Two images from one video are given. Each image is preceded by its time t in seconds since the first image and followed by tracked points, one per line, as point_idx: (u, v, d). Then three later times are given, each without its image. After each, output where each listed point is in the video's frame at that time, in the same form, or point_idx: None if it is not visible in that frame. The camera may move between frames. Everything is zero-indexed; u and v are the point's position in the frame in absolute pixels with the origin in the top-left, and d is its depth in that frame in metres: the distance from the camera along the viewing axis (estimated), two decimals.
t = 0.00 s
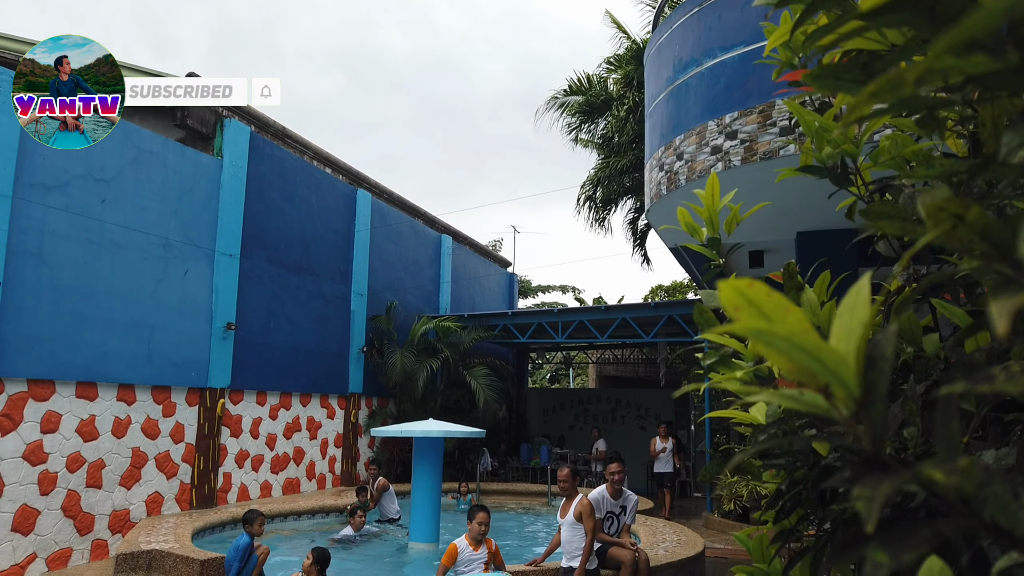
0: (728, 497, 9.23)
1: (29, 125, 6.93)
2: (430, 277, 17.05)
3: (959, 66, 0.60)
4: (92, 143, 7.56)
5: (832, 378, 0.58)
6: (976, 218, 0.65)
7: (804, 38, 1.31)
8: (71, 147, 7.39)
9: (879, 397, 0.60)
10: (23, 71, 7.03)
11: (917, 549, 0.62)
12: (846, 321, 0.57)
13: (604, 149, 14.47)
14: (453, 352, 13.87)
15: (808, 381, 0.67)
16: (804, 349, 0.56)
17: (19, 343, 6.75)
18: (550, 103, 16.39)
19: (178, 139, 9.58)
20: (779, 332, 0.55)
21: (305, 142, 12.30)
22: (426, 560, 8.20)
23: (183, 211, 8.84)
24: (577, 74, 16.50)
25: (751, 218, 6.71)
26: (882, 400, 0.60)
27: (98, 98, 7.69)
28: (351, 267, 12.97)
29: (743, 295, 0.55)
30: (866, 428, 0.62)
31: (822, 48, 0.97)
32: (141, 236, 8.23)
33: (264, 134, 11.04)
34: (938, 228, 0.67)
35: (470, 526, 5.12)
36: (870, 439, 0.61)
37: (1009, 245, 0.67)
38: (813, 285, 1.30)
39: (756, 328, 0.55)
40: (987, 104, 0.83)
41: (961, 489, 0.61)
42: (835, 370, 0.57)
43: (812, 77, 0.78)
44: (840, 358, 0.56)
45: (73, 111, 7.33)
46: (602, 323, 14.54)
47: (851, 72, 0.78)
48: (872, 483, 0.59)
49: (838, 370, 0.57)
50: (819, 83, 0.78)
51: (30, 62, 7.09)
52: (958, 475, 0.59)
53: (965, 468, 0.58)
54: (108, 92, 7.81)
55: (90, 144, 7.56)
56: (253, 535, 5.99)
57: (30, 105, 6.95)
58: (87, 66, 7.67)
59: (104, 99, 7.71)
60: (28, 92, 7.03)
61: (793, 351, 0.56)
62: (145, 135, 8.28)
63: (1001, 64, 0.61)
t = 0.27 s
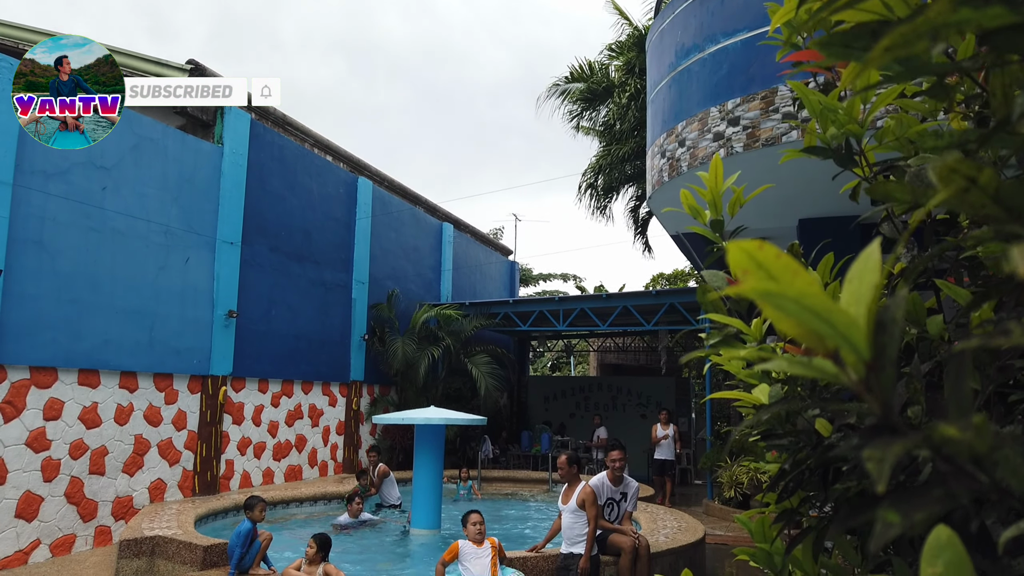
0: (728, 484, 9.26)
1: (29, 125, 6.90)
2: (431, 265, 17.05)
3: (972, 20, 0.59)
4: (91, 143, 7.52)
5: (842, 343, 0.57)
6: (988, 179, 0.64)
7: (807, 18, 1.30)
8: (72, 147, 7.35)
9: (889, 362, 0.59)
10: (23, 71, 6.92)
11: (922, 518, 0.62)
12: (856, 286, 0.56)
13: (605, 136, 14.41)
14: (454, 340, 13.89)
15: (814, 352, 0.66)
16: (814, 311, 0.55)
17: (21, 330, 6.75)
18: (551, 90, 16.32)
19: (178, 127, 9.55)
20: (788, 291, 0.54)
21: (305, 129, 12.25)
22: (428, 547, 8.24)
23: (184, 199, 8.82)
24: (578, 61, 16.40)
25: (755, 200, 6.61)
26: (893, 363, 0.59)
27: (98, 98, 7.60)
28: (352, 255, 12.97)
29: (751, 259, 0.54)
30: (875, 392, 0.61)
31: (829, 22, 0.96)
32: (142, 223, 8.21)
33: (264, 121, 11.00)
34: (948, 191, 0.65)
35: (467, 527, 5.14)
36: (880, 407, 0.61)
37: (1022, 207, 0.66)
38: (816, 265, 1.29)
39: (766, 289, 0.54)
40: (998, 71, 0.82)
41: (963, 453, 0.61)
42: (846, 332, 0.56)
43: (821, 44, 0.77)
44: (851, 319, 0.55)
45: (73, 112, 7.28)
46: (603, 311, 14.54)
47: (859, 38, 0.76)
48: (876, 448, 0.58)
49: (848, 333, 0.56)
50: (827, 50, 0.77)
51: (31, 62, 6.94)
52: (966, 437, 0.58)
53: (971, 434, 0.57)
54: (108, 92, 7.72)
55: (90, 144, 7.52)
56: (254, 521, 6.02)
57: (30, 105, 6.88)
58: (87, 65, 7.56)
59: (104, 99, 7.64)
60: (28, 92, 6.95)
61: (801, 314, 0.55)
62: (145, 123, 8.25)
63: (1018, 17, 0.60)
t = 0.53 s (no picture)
0: (730, 475, 9.28)
1: (30, 124, 6.82)
2: (433, 257, 17.05)
3: None
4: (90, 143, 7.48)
5: (843, 317, 0.57)
6: (992, 152, 0.64)
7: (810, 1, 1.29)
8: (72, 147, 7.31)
9: (891, 335, 0.59)
10: (23, 71, 6.85)
11: (922, 495, 0.62)
12: (858, 260, 0.56)
13: (607, 127, 14.36)
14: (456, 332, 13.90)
15: (817, 330, 0.66)
16: (815, 284, 0.55)
17: (24, 321, 6.77)
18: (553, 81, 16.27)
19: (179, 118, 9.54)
20: (789, 264, 0.54)
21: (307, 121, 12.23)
22: (431, 538, 8.27)
23: (186, 191, 8.82)
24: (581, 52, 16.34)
25: (756, 186, 6.64)
26: (894, 337, 0.59)
27: (98, 98, 7.56)
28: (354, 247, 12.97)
29: (752, 232, 0.54)
30: (877, 366, 0.62)
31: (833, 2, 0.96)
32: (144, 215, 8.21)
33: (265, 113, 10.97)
34: (952, 167, 0.65)
35: (483, 553, 4.79)
36: (881, 381, 0.61)
37: None
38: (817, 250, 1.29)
39: (766, 262, 0.54)
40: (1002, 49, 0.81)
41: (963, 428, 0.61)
42: (847, 305, 0.56)
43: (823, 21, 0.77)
44: (852, 292, 0.55)
45: (74, 111, 7.23)
46: (605, 302, 14.53)
47: (861, 15, 0.76)
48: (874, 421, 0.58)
49: (850, 306, 0.56)
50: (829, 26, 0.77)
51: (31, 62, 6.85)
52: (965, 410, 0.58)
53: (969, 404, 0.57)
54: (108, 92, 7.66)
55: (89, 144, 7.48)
56: (257, 512, 6.05)
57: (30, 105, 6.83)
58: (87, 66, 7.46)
59: (104, 99, 7.60)
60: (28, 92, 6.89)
61: (804, 287, 0.55)
62: (147, 115, 8.23)
63: None
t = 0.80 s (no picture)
0: (732, 466, 9.30)
1: (29, 125, 6.76)
2: (436, 249, 17.04)
3: None
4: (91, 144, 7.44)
5: (844, 288, 0.56)
6: (992, 122, 0.64)
7: None
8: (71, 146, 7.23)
9: (890, 306, 0.59)
10: (23, 71, 6.74)
11: (921, 472, 0.62)
12: (859, 231, 0.55)
13: (609, 119, 14.32)
14: (458, 324, 13.91)
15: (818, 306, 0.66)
16: (814, 253, 0.54)
17: (28, 315, 6.77)
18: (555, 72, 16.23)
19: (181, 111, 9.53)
20: (789, 232, 0.53)
21: (308, 114, 12.19)
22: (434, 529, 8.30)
23: (187, 183, 8.82)
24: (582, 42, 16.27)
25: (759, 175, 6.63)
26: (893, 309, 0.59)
27: (99, 98, 7.47)
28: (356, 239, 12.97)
29: (750, 202, 0.54)
30: (876, 339, 0.62)
31: None
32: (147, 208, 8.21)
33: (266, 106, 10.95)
34: (954, 136, 0.65)
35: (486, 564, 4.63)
36: (881, 352, 0.61)
37: None
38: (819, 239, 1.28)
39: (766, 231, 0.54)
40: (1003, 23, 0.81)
41: (963, 403, 0.61)
42: (846, 276, 0.56)
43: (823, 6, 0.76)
44: (851, 262, 0.55)
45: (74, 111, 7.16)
46: (607, 294, 14.52)
47: None
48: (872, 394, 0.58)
49: (850, 277, 0.56)
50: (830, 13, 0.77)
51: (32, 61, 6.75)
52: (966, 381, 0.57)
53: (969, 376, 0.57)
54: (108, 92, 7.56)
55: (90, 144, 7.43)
56: (260, 503, 6.07)
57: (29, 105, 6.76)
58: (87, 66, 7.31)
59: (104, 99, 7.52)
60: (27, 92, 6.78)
61: (804, 258, 0.55)
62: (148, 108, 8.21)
63: None
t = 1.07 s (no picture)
0: (733, 453, 9.31)
1: (29, 125, 6.80)
2: (437, 238, 17.03)
3: None
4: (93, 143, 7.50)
5: (850, 244, 0.56)
6: (1002, 75, 0.68)
7: None
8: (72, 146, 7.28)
9: (896, 263, 0.59)
10: (24, 71, 6.81)
11: (930, 426, 0.64)
12: (864, 187, 0.55)
13: (611, 106, 14.26)
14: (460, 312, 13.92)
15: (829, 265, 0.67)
16: (818, 207, 0.54)
17: (28, 302, 6.79)
18: (557, 60, 16.14)
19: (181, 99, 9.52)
20: (794, 185, 0.53)
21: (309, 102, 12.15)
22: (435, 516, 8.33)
23: (188, 171, 8.80)
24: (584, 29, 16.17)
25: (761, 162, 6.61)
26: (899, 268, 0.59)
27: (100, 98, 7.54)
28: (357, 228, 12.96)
29: (755, 155, 0.54)
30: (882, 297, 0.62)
31: None
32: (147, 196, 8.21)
33: (267, 93, 10.92)
34: (962, 90, 0.69)
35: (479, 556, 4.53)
36: (888, 312, 0.61)
37: None
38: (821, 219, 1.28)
39: (771, 185, 0.53)
40: None
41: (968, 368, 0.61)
42: (852, 231, 0.56)
43: None
44: (858, 216, 0.54)
45: (74, 112, 7.24)
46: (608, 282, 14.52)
47: None
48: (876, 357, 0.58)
49: (855, 233, 0.56)
50: None
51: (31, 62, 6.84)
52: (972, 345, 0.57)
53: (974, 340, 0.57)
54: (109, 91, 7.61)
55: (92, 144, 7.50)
56: (262, 490, 6.09)
57: (30, 105, 6.80)
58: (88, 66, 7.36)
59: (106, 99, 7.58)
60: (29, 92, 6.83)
61: (809, 212, 0.55)
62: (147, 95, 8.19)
63: None
